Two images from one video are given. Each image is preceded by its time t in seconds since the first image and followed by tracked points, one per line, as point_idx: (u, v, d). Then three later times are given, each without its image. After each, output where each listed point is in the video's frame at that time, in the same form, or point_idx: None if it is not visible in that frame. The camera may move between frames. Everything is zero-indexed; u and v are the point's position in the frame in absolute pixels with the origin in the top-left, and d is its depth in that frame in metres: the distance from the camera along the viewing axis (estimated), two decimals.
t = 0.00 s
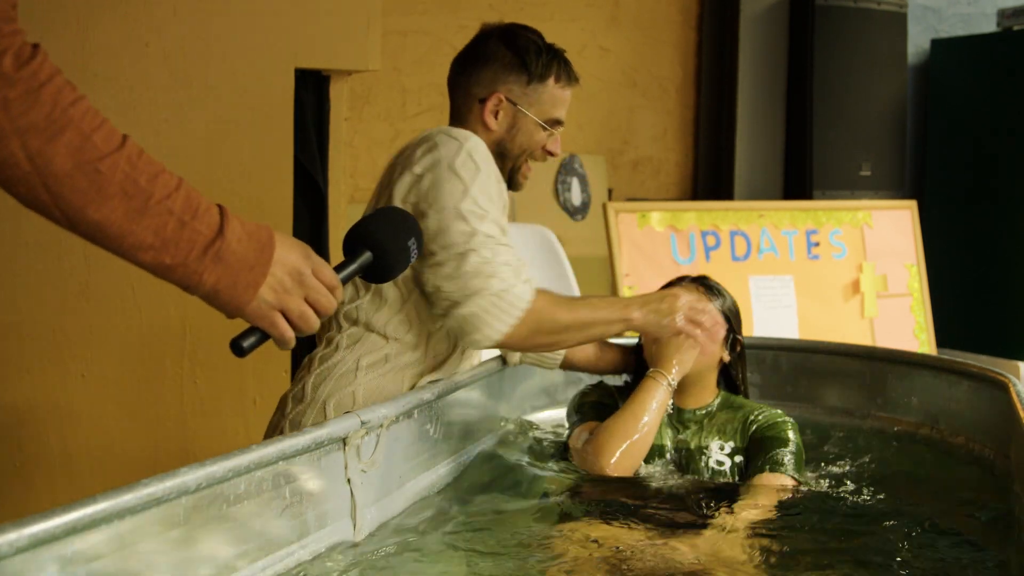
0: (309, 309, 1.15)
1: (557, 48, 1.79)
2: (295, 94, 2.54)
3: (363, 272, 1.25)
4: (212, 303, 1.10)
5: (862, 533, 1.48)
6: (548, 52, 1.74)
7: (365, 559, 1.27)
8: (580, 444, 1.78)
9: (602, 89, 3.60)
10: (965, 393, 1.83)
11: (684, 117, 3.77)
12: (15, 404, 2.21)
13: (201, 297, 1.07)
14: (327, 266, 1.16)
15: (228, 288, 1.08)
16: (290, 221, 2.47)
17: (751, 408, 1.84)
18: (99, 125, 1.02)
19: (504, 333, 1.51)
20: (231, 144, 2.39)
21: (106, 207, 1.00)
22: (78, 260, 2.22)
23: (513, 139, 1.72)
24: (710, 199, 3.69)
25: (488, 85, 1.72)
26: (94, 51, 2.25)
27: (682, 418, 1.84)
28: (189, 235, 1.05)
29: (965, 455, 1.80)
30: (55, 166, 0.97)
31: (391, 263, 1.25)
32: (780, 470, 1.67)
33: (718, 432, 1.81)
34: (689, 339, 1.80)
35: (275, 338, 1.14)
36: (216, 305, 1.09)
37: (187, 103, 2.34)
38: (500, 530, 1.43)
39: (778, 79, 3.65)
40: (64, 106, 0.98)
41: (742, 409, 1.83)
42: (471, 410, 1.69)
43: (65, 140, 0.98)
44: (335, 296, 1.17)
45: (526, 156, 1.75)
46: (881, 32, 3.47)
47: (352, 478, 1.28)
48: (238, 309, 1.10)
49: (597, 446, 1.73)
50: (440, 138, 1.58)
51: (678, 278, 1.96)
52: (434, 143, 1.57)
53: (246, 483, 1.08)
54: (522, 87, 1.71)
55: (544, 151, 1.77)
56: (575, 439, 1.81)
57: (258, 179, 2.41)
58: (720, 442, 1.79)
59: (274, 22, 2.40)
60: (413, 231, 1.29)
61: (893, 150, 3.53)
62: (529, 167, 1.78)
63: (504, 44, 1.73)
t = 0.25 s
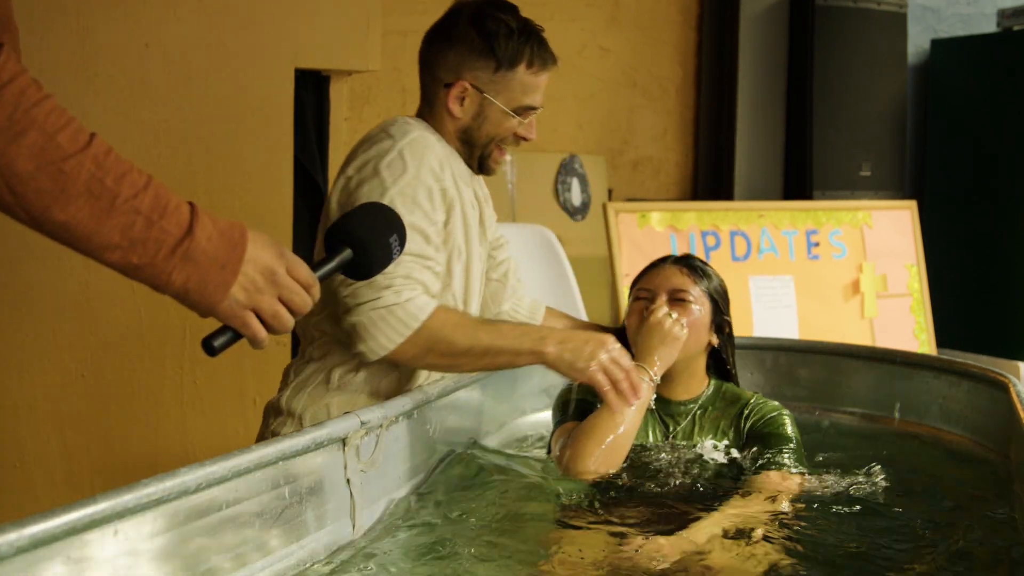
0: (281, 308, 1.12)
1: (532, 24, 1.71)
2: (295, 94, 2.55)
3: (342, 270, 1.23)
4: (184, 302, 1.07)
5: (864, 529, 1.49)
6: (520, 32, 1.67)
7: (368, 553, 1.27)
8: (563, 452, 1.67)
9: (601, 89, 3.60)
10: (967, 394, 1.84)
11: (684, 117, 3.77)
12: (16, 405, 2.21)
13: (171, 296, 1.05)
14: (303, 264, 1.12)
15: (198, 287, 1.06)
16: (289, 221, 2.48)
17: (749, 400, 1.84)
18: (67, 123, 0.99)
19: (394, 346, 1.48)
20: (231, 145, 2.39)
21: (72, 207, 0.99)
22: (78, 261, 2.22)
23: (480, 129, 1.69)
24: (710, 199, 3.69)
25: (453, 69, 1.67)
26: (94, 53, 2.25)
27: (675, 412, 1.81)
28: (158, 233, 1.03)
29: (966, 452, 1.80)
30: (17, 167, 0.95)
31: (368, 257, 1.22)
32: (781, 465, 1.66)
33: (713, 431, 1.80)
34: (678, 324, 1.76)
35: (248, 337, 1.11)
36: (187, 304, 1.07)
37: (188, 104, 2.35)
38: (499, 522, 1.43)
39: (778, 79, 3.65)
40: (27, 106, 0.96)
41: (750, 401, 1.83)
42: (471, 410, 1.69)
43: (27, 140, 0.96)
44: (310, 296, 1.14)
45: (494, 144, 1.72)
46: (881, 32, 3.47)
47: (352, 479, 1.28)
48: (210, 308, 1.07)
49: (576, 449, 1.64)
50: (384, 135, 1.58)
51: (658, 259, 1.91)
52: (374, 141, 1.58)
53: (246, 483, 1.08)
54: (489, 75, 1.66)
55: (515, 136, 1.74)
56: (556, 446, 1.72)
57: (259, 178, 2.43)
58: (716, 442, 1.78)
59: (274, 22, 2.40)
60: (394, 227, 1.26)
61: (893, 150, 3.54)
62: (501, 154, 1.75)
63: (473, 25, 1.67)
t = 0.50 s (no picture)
0: (271, 307, 1.12)
1: (490, 10, 1.64)
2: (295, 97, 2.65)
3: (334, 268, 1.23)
4: (173, 302, 1.08)
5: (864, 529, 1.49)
6: (474, 21, 1.60)
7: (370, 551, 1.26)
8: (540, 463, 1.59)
9: (601, 92, 3.60)
10: (965, 396, 1.84)
11: (684, 120, 3.78)
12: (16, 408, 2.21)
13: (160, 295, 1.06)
14: (292, 262, 1.13)
15: (187, 286, 1.06)
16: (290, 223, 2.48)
17: (740, 392, 1.73)
18: (53, 124, 1.00)
19: (333, 371, 1.46)
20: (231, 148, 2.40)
21: (58, 207, 0.99)
22: (79, 264, 2.22)
23: (439, 125, 1.65)
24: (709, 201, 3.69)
25: (406, 67, 1.63)
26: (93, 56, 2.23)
27: (660, 416, 1.71)
28: (146, 233, 1.03)
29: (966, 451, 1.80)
30: (3, 166, 0.96)
31: (361, 256, 1.21)
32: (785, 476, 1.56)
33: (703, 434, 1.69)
34: (664, 324, 1.65)
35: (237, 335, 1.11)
36: (176, 303, 1.08)
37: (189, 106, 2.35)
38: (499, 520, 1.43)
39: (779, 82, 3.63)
40: (13, 105, 0.97)
41: (740, 396, 1.73)
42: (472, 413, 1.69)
43: (13, 139, 0.96)
44: (299, 295, 1.14)
45: (457, 139, 1.67)
46: (881, 34, 3.47)
47: (351, 482, 1.28)
48: (198, 307, 1.07)
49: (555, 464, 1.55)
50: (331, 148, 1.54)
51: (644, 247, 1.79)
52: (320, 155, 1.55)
53: (246, 485, 1.08)
54: (443, 70, 1.61)
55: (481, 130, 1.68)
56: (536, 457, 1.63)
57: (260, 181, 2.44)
58: (707, 446, 1.68)
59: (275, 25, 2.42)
60: (386, 225, 1.26)
61: (892, 153, 3.55)
62: (467, 148, 1.69)
63: (425, 18, 1.62)
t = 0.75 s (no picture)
0: (261, 307, 1.11)
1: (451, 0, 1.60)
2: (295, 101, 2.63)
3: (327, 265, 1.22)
4: (164, 304, 1.06)
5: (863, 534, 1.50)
6: (434, 13, 1.57)
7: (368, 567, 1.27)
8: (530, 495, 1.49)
9: (601, 95, 3.60)
10: (965, 399, 1.85)
11: (684, 123, 3.78)
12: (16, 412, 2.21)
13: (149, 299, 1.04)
14: (282, 262, 1.11)
15: (176, 289, 1.04)
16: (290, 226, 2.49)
17: (733, 395, 1.62)
18: (39, 127, 0.98)
19: (301, 393, 1.44)
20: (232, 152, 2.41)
21: (46, 212, 0.97)
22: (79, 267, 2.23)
23: (412, 124, 1.62)
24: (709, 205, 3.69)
25: (372, 68, 1.61)
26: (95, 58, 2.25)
27: (653, 427, 1.59)
28: (133, 236, 1.02)
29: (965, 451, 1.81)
30: None
31: (353, 251, 1.22)
32: (792, 488, 1.49)
33: (699, 445, 1.58)
34: (660, 354, 1.53)
35: (226, 337, 1.09)
36: (165, 307, 1.06)
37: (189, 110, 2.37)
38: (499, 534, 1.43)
39: (778, 86, 3.63)
40: None
41: (734, 397, 1.62)
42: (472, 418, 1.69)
43: None
44: (290, 295, 1.12)
45: (435, 137, 1.64)
46: (881, 39, 3.48)
47: (352, 486, 1.28)
48: (188, 309, 1.06)
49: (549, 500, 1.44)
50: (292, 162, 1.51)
51: (639, 246, 1.65)
52: (281, 171, 1.52)
53: (246, 489, 1.08)
54: (408, 67, 1.59)
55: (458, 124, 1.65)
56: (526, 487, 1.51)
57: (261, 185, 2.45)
58: (705, 458, 1.57)
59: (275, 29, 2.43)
60: (378, 223, 1.26)
61: (892, 157, 3.55)
62: (447, 144, 1.66)
63: (384, 17, 1.59)
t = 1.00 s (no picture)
0: (241, 310, 1.08)
1: None
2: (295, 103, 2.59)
3: (314, 265, 1.20)
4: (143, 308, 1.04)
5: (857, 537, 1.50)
6: (412, 6, 1.59)
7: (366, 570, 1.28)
8: (503, 521, 1.42)
9: (601, 96, 3.60)
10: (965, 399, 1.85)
11: (684, 124, 3.78)
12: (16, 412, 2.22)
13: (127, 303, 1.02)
14: (263, 264, 1.08)
15: (153, 293, 1.02)
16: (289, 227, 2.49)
17: (736, 401, 1.56)
18: (15, 130, 0.98)
19: (287, 407, 1.45)
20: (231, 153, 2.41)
21: (20, 215, 0.96)
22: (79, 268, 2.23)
23: (398, 120, 1.63)
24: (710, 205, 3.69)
25: (353, 68, 1.63)
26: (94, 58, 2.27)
27: (650, 437, 1.52)
28: (109, 240, 1.00)
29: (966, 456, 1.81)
30: None
31: (337, 251, 1.20)
32: (800, 498, 1.44)
33: (698, 455, 1.51)
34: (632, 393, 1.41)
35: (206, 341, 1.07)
36: (145, 311, 1.04)
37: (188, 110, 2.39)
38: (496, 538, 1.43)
39: (778, 87, 3.63)
40: None
41: (735, 405, 1.55)
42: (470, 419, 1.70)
43: None
44: (270, 298, 1.09)
45: (422, 132, 1.64)
46: (881, 39, 3.48)
47: (352, 486, 1.28)
48: (166, 313, 1.03)
49: (522, 529, 1.37)
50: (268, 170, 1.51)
51: (640, 251, 1.56)
52: (258, 179, 1.52)
53: (246, 490, 1.08)
54: (388, 61, 1.60)
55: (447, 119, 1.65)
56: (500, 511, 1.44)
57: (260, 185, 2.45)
58: (704, 469, 1.50)
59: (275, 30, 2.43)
60: (365, 224, 1.25)
61: (892, 157, 3.55)
62: (436, 140, 1.65)
63: (363, 15, 1.62)
